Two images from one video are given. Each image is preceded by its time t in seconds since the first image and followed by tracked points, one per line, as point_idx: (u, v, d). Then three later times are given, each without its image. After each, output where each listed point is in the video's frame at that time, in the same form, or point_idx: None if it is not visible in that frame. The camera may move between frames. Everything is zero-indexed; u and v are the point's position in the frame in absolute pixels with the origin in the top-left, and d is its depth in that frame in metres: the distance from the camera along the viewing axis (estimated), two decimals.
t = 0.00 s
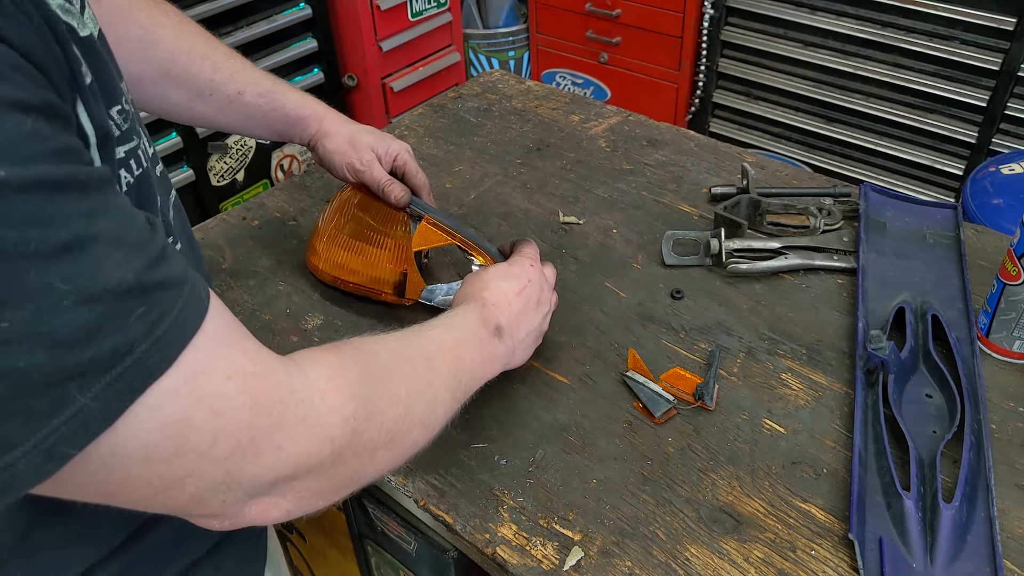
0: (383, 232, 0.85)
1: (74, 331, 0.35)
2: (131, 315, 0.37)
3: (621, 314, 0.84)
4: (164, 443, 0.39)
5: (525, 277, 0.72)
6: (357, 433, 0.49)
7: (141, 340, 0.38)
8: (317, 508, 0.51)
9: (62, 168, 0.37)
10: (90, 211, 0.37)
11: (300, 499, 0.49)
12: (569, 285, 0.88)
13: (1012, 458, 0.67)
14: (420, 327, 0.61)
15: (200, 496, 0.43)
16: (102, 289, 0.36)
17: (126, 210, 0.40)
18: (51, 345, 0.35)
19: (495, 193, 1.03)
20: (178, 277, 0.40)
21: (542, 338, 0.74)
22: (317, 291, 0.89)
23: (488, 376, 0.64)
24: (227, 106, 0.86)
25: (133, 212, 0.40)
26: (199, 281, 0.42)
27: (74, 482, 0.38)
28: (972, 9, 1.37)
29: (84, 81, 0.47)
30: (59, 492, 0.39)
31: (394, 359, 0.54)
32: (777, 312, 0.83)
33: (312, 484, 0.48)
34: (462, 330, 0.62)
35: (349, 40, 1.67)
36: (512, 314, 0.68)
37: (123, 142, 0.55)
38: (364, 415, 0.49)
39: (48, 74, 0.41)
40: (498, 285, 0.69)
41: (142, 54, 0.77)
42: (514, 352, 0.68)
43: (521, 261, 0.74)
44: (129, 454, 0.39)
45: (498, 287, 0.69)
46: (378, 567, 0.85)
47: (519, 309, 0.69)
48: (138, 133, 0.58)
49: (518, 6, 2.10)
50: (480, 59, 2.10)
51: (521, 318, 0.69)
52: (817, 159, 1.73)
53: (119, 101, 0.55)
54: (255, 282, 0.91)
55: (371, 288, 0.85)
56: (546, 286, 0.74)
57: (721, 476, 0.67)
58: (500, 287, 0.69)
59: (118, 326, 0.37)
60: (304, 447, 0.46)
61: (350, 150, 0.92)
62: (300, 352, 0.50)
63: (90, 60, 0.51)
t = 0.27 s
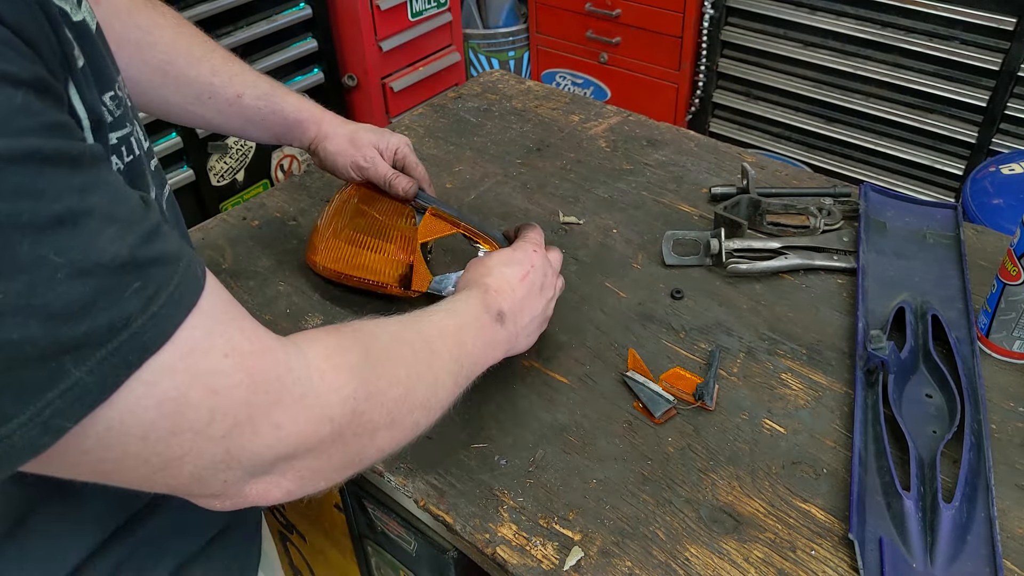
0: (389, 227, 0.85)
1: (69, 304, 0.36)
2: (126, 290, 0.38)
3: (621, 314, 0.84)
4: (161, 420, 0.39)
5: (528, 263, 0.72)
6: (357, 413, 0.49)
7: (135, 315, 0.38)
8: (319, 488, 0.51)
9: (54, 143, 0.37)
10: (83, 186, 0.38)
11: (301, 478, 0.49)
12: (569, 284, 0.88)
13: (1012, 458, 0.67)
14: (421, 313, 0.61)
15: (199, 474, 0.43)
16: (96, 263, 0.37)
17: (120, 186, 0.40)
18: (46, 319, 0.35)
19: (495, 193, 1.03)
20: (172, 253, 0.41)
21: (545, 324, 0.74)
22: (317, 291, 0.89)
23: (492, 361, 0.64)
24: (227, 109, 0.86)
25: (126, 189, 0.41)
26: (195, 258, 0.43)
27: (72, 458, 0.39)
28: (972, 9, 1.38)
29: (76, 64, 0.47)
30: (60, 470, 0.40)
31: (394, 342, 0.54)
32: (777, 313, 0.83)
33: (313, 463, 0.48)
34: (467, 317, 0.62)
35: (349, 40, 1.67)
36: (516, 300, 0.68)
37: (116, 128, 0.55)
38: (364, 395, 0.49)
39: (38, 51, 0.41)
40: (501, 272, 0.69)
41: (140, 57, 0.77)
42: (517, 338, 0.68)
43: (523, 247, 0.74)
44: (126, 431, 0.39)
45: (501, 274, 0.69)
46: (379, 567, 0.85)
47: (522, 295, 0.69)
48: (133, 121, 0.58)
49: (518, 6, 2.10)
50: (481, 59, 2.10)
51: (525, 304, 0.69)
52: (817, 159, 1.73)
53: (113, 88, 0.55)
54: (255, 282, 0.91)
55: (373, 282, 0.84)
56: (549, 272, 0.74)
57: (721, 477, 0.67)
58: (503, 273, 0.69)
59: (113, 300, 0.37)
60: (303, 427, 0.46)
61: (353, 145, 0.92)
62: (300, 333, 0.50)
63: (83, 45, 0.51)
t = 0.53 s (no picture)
0: (390, 225, 0.85)
1: (67, 289, 0.36)
2: (124, 275, 0.38)
3: (621, 314, 0.84)
4: (159, 404, 0.40)
5: (531, 255, 0.71)
6: (352, 401, 0.49)
7: (133, 300, 0.38)
8: (313, 475, 0.51)
9: (52, 128, 0.37)
10: (81, 171, 0.37)
11: (297, 465, 0.49)
12: (568, 284, 0.88)
13: (1012, 458, 0.67)
14: (420, 304, 0.61)
15: (196, 459, 0.43)
16: (95, 248, 0.37)
17: (116, 172, 0.40)
18: (44, 303, 0.35)
19: (495, 193, 1.03)
20: (169, 239, 0.41)
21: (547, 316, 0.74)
22: (317, 291, 0.89)
23: (492, 353, 0.64)
24: (226, 109, 0.86)
25: (123, 176, 0.40)
26: (191, 245, 0.43)
27: (71, 443, 0.39)
28: (972, 9, 1.37)
29: (75, 57, 0.47)
30: (58, 455, 0.40)
31: (392, 332, 0.55)
32: (778, 313, 0.83)
33: (309, 450, 0.49)
34: (468, 310, 0.62)
35: (349, 40, 1.67)
36: (517, 293, 0.68)
37: (114, 122, 0.55)
38: (360, 383, 0.50)
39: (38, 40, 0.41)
40: (502, 265, 0.69)
41: (139, 58, 0.77)
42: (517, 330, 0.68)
43: (527, 239, 0.73)
44: (124, 416, 0.39)
45: (503, 266, 0.69)
46: (379, 567, 0.85)
47: (524, 287, 0.69)
48: (132, 115, 0.59)
49: (518, 6, 2.11)
50: (481, 59, 2.10)
51: (526, 297, 0.69)
52: (817, 159, 1.72)
53: (112, 82, 0.55)
54: (255, 282, 0.91)
55: (375, 282, 0.84)
56: (551, 263, 0.74)
57: (721, 476, 0.67)
58: (505, 265, 0.69)
59: (111, 285, 0.37)
60: (299, 413, 0.46)
61: (354, 144, 0.92)
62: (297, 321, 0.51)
63: (82, 39, 0.51)
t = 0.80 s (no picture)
0: (392, 222, 0.85)
1: (70, 282, 0.36)
2: (126, 269, 0.38)
3: (621, 314, 0.84)
4: (154, 401, 0.40)
5: (533, 252, 0.71)
6: (344, 403, 0.49)
7: (134, 295, 0.38)
8: (302, 473, 0.51)
9: (59, 122, 0.37)
10: (87, 165, 0.38)
11: (285, 464, 0.49)
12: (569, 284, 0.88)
13: (1012, 458, 0.67)
14: (419, 301, 0.61)
15: (188, 455, 0.43)
16: (98, 242, 0.37)
17: (122, 166, 0.40)
18: (48, 295, 0.35)
19: (495, 193, 1.03)
20: (172, 234, 0.41)
21: (549, 313, 0.74)
22: (317, 291, 0.89)
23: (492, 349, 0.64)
24: (228, 107, 0.86)
25: (129, 171, 0.41)
26: (192, 240, 0.43)
27: (72, 436, 0.39)
28: (972, 8, 1.37)
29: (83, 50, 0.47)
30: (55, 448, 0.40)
31: (386, 332, 0.54)
32: (778, 313, 0.83)
33: (300, 449, 0.49)
34: (470, 306, 0.62)
35: (349, 40, 1.67)
36: (518, 289, 0.68)
37: (121, 116, 0.55)
38: (352, 385, 0.50)
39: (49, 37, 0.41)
40: (505, 261, 0.69)
41: (142, 56, 0.77)
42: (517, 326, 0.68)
43: (529, 236, 0.73)
44: (121, 410, 0.39)
45: (504, 262, 0.69)
46: (378, 568, 0.84)
47: (525, 284, 0.68)
48: (138, 111, 0.59)
49: (518, 6, 2.11)
50: (481, 59, 2.10)
51: (527, 293, 0.69)
52: (817, 159, 1.73)
53: (118, 77, 0.55)
54: (255, 282, 0.91)
55: (376, 278, 0.84)
56: (554, 259, 0.74)
57: (721, 476, 0.67)
58: (506, 261, 0.69)
59: (113, 279, 0.38)
60: (290, 413, 0.46)
61: (357, 142, 0.92)
62: (291, 320, 0.51)
63: (89, 33, 0.51)
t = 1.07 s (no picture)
0: (394, 220, 0.85)
1: (78, 275, 0.36)
2: (133, 263, 0.38)
3: (621, 315, 0.84)
4: (162, 395, 0.40)
5: (534, 243, 0.72)
6: (353, 396, 0.49)
7: (142, 288, 0.38)
8: (311, 466, 0.51)
9: (66, 117, 0.37)
10: (94, 159, 0.38)
11: (296, 458, 0.49)
12: (568, 284, 0.88)
13: (1013, 458, 0.67)
14: (422, 294, 0.61)
15: (196, 449, 0.44)
16: (105, 235, 0.37)
17: (129, 161, 0.40)
18: (56, 288, 0.35)
19: (495, 193, 1.03)
20: (179, 228, 0.41)
21: (553, 304, 0.74)
22: (317, 291, 0.89)
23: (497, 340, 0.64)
24: (233, 106, 0.86)
25: (136, 166, 0.41)
26: (200, 235, 0.43)
27: (77, 431, 0.39)
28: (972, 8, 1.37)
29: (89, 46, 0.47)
30: (62, 442, 0.40)
31: (390, 324, 0.54)
32: (778, 313, 0.83)
33: (310, 442, 0.49)
34: (475, 300, 0.63)
35: (350, 40, 1.67)
36: (520, 279, 0.68)
37: (126, 113, 0.55)
38: (359, 377, 0.50)
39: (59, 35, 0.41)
40: (507, 253, 0.69)
41: (147, 55, 0.77)
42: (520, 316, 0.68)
43: (530, 227, 0.74)
44: (129, 405, 0.39)
45: (506, 253, 0.69)
46: (378, 568, 0.84)
47: (527, 273, 0.68)
48: (144, 108, 0.59)
49: (518, 6, 2.11)
50: (480, 59, 2.10)
51: (530, 284, 0.69)
52: (817, 159, 1.73)
53: (124, 74, 0.55)
54: (255, 282, 0.91)
55: (376, 274, 0.84)
56: (555, 249, 0.74)
57: (721, 476, 0.67)
58: (508, 252, 0.69)
59: (120, 272, 0.38)
60: (297, 407, 0.46)
61: (361, 141, 0.92)
62: (296, 315, 0.51)
63: (95, 30, 0.51)
